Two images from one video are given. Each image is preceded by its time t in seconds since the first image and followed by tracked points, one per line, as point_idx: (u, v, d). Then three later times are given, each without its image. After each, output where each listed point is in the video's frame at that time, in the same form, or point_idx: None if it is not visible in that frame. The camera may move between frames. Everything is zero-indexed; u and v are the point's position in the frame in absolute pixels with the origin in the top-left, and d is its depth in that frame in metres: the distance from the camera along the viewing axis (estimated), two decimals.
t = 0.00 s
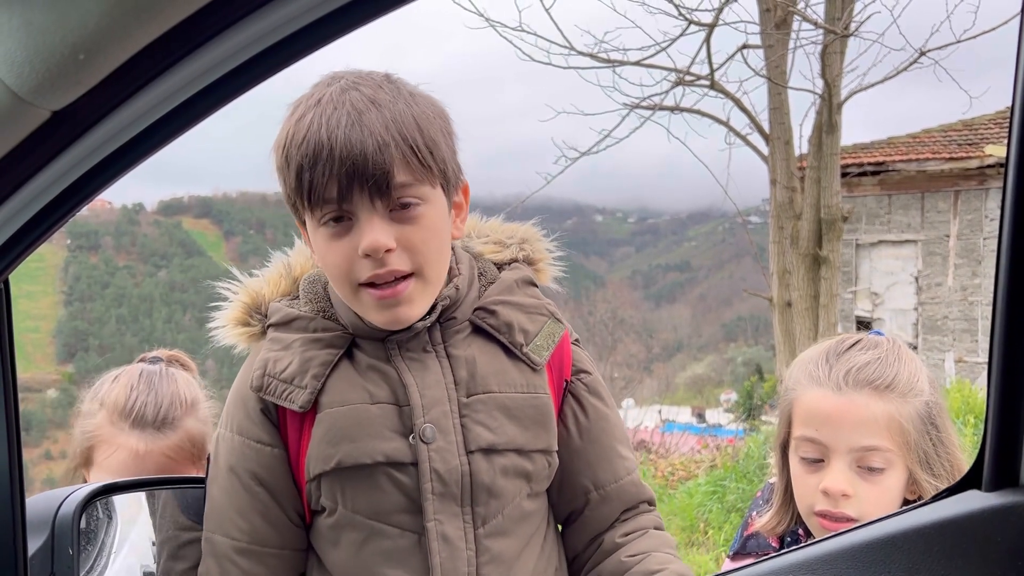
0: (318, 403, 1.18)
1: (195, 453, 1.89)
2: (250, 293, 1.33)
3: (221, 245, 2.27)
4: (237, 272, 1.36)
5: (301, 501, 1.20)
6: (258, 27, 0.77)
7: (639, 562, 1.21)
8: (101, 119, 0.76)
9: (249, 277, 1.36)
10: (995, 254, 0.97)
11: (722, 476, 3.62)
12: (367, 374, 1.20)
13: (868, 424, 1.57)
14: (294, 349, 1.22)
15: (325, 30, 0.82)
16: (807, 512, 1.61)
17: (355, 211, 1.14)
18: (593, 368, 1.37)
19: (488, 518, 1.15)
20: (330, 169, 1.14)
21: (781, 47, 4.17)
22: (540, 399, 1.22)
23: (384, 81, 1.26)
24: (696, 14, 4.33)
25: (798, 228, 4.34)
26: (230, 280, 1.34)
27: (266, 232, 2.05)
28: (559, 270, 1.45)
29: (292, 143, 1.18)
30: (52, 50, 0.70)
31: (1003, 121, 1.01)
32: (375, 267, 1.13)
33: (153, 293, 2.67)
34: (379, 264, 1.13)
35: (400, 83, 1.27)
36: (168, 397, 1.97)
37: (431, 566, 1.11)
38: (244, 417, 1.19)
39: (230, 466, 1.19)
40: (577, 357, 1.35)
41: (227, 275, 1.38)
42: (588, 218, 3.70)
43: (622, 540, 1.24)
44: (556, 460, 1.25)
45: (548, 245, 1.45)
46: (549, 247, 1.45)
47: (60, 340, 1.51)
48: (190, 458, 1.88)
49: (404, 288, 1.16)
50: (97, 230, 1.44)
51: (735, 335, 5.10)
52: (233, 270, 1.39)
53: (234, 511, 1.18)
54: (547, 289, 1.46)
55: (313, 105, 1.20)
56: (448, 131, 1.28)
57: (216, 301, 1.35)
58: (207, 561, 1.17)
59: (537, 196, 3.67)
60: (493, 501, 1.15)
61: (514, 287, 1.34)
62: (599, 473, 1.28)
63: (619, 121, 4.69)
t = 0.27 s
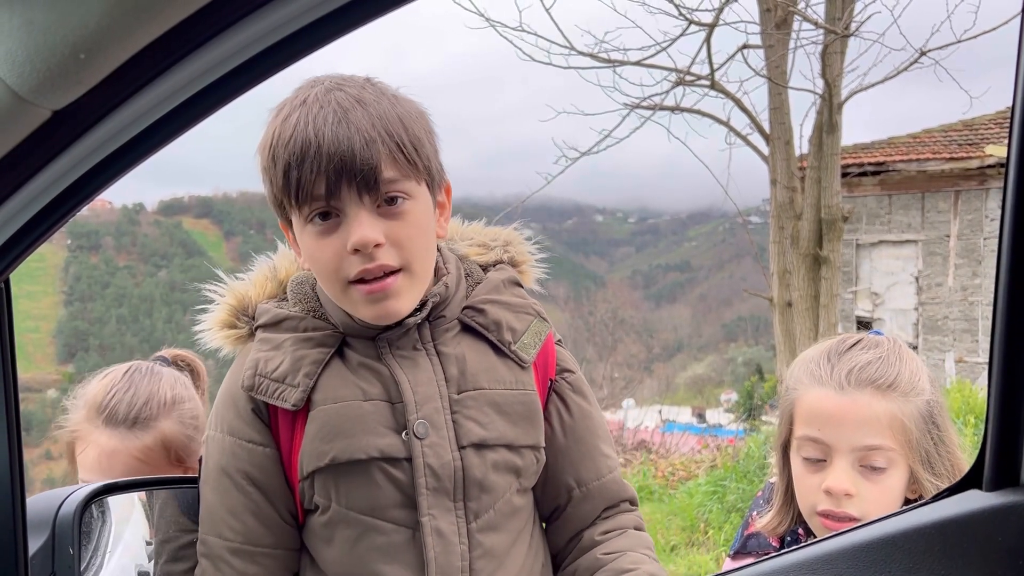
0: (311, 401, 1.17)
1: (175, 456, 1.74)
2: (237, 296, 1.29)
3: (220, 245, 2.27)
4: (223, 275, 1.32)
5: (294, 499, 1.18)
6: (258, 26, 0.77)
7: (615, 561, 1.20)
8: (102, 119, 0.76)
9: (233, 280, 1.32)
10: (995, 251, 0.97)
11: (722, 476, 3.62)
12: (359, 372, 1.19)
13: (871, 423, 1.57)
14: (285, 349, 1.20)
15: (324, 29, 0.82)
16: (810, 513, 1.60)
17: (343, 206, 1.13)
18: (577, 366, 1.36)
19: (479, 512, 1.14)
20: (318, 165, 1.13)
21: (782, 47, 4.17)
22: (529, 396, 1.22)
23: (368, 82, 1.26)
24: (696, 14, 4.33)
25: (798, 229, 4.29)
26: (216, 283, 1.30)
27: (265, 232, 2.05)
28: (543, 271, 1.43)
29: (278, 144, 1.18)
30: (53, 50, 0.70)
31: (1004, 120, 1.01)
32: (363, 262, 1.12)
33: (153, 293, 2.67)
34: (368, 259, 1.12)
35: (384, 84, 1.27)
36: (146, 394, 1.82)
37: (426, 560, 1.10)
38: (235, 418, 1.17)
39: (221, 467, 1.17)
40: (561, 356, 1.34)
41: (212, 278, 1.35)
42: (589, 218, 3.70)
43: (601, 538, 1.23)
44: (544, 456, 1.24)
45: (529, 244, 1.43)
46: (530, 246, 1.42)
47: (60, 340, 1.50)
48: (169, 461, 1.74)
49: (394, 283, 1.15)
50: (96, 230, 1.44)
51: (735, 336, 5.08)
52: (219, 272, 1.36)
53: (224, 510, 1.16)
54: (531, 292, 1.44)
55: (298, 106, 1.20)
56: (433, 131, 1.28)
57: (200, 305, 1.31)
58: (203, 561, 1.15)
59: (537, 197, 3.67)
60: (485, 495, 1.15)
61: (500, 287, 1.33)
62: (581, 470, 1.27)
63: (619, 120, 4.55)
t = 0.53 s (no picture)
0: (312, 401, 1.16)
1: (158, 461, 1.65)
2: (234, 297, 1.29)
3: (221, 245, 2.27)
4: (220, 276, 1.32)
5: (292, 499, 1.18)
6: (259, 26, 0.77)
7: (614, 562, 1.20)
8: (102, 120, 0.76)
9: (229, 281, 1.32)
10: (996, 250, 0.97)
11: (722, 476, 3.63)
12: (359, 372, 1.19)
13: (870, 421, 1.56)
14: (286, 349, 1.19)
15: (325, 30, 0.82)
16: (810, 511, 1.60)
17: (357, 209, 1.13)
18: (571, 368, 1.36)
19: (478, 512, 1.14)
20: (333, 167, 1.13)
21: (782, 47, 4.17)
22: (527, 396, 1.22)
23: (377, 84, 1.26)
24: (697, 13, 4.33)
25: (798, 228, 4.27)
26: (213, 284, 1.30)
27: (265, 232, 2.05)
28: (537, 274, 1.43)
29: (289, 144, 1.16)
30: (53, 50, 0.70)
31: (1004, 120, 1.01)
32: (375, 265, 1.13)
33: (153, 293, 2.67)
34: (380, 262, 1.13)
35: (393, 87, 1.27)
36: (128, 396, 1.73)
37: (425, 559, 1.10)
38: (234, 418, 1.17)
39: (221, 467, 1.17)
40: (556, 358, 1.34)
41: (210, 280, 1.35)
42: (589, 218, 3.70)
43: (599, 539, 1.23)
44: (541, 455, 1.24)
45: (524, 249, 1.43)
46: (526, 251, 1.42)
47: (60, 341, 1.51)
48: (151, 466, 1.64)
49: (403, 286, 1.16)
50: (96, 230, 1.44)
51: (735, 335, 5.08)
52: (217, 273, 1.36)
53: (223, 511, 1.16)
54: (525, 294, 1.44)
55: (309, 106, 1.19)
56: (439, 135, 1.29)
57: (199, 305, 1.31)
58: (200, 561, 1.16)
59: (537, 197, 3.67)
60: (483, 495, 1.15)
61: (498, 289, 1.33)
62: (576, 470, 1.27)
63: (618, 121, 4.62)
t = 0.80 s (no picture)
0: (313, 401, 1.16)
1: (143, 462, 1.67)
2: (234, 295, 1.29)
3: (222, 245, 2.27)
4: (221, 275, 1.32)
5: (293, 498, 1.18)
6: (257, 25, 0.77)
7: (618, 563, 1.20)
8: (99, 119, 0.76)
9: (230, 280, 1.32)
10: (996, 248, 0.97)
11: (723, 476, 3.63)
12: (360, 371, 1.19)
13: (865, 419, 1.58)
14: (286, 349, 1.19)
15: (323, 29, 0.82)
16: (807, 508, 1.62)
17: (369, 206, 1.13)
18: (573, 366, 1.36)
19: (480, 511, 1.14)
20: (348, 164, 1.13)
21: (782, 47, 4.16)
22: (529, 395, 1.22)
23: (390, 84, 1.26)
24: (696, 13, 4.32)
25: (798, 228, 4.26)
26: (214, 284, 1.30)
27: (265, 232, 2.05)
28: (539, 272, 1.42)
29: (303, 139, 1.16)
30: (50, 50, 0.70)
31: (1004, 119, 1.01)
32: (386, 262, 1.12)
33: (153, 293, 2.68)
34: (390, 259, 1.12)
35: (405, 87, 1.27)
36: (110, 396, 1.74)
37: (427, 559, 1.09)
38: (234, 418, 1.16)
39: (220, 467, 1.16)
40: (558, 356, 1.34)
41: (211, 279, 1.34)
42: (589, 218, 3.69)
43: (602, 538, 1.23)
44: (543, 454, 1.24)
45: (526, 246, 1.42)
46: (527, 249, 1.42)
47: (60, 341, 1.51)
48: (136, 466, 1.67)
49: (412, 285, 1.16)
50: (96, 230, 1.44)
51: (735, 335, 5.08)
52: (217, 272, 1.36)
53: (223, 510, 1.16)
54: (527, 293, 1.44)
55: (325, 102, 1.19)
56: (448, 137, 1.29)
57: (199, 305, 1.31)
58: (200, 560, 1.15)
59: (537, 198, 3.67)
60: (485, 494, 1.15)
61: (499, 288, 1.33)
62: (579, 469, 1.27)
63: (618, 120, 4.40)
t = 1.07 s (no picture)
0: (313, 402, 1.16)
1: (130, 458, 1.66)
2: (236, 294, 1.28)
3: (221, 243, 2.27)
4: (223, 274, 1.32)
5: (291, 500, 1.17)
6: (256, 24, 0.77)
7: (623, 561, 1.20)
8: (97, 119, 0.76)
9: (232, 278, 1.32)
10: (996, 249, 0.97)
11: (723, 475, 3.64)
12: (362, 372, 1.18)
13: (857, 417, 1.57)
14: (288, 349, 1.19)
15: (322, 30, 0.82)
16: (799, 507, 1.61)
17: (400, 204, 1.10)
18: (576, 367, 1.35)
19: (480, 514, 1.14)
20: (380, 161, 1.08)
21: (782, 46, 4.16)
22: (531, 397, 1.22)
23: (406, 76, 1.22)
24: (696, 13, 4.33)
25: (797, 228, 4.26)
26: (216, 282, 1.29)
27: (266, 231, 2.06)
28: (543, 272, 1.42)
29: (325, 133, 1.11)
30: (48, 49, 0.70)
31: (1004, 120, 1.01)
32: (417, 257, 1.11)
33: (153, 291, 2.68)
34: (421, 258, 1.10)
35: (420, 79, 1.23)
36: (94, 393, 1.74)
37: (427, 561, 1.09)
38: (234, 418, 1.16)
39: (219, 468, 1.16)
40: (562, 357, 1.33)
41: (213, 278, 1.34)
42: (589, 217, 3.69)
43: (606, 538, 1.23)
44: (545, 456, 1.24)
45: (530, 245, 1.41)
46: (532, 248, 1.41)
47: (60, 340, 1.51)
48: (123, 463, 1.65)
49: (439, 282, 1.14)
50: (96, 230, 1.44)
51: (735, 335, 5.08)
52: (220, 270, 1.35)
53: (222, 512, 1.16)
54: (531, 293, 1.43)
55: (345, 96, 1.14)
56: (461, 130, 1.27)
57: (201, 303, 1.31)
58: (199, 561, 1.16)
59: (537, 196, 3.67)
60: (486, 497, 1.15)
61: (502, 289, 1.33)
62: (582, 471, 1.27)
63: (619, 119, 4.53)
